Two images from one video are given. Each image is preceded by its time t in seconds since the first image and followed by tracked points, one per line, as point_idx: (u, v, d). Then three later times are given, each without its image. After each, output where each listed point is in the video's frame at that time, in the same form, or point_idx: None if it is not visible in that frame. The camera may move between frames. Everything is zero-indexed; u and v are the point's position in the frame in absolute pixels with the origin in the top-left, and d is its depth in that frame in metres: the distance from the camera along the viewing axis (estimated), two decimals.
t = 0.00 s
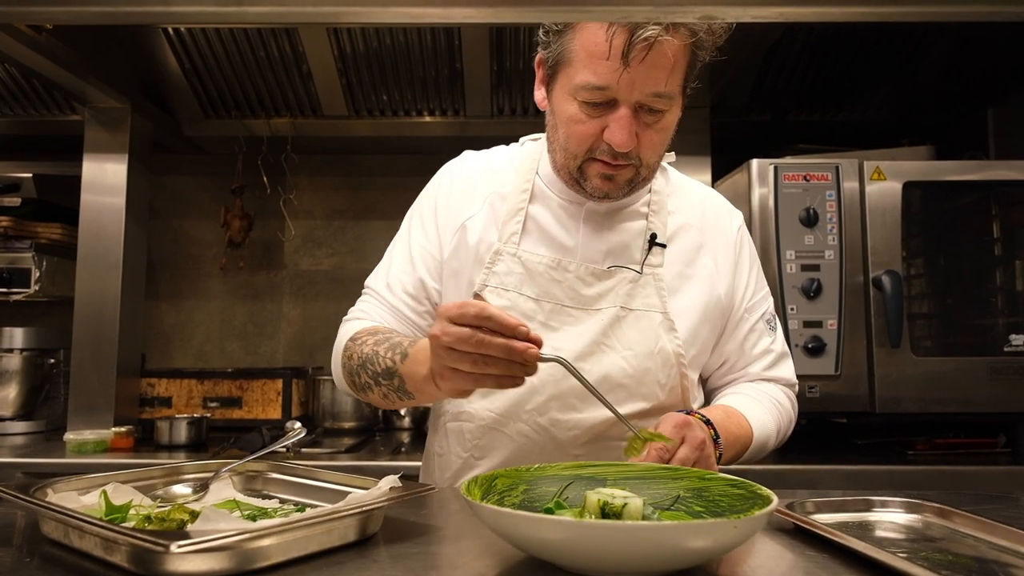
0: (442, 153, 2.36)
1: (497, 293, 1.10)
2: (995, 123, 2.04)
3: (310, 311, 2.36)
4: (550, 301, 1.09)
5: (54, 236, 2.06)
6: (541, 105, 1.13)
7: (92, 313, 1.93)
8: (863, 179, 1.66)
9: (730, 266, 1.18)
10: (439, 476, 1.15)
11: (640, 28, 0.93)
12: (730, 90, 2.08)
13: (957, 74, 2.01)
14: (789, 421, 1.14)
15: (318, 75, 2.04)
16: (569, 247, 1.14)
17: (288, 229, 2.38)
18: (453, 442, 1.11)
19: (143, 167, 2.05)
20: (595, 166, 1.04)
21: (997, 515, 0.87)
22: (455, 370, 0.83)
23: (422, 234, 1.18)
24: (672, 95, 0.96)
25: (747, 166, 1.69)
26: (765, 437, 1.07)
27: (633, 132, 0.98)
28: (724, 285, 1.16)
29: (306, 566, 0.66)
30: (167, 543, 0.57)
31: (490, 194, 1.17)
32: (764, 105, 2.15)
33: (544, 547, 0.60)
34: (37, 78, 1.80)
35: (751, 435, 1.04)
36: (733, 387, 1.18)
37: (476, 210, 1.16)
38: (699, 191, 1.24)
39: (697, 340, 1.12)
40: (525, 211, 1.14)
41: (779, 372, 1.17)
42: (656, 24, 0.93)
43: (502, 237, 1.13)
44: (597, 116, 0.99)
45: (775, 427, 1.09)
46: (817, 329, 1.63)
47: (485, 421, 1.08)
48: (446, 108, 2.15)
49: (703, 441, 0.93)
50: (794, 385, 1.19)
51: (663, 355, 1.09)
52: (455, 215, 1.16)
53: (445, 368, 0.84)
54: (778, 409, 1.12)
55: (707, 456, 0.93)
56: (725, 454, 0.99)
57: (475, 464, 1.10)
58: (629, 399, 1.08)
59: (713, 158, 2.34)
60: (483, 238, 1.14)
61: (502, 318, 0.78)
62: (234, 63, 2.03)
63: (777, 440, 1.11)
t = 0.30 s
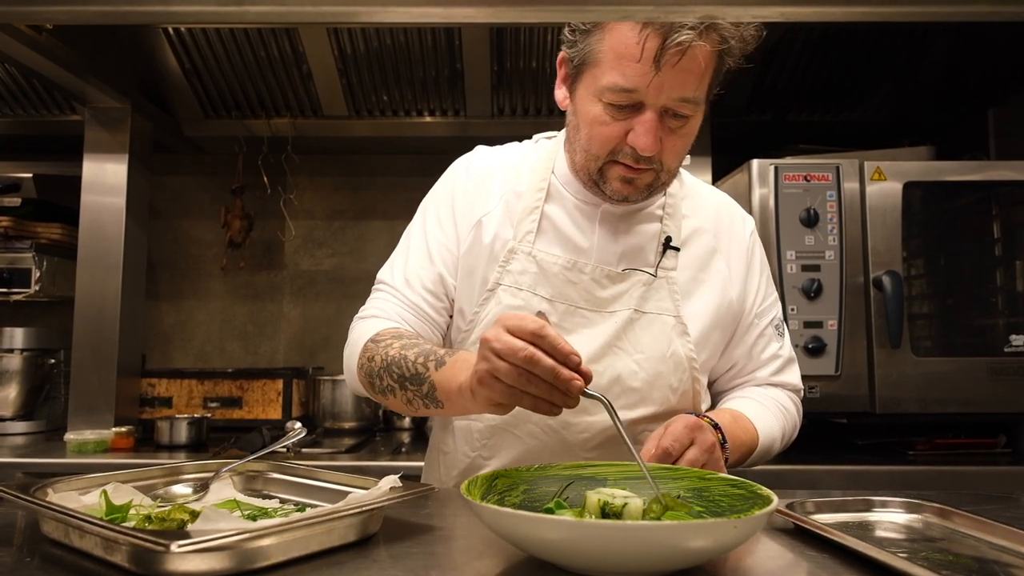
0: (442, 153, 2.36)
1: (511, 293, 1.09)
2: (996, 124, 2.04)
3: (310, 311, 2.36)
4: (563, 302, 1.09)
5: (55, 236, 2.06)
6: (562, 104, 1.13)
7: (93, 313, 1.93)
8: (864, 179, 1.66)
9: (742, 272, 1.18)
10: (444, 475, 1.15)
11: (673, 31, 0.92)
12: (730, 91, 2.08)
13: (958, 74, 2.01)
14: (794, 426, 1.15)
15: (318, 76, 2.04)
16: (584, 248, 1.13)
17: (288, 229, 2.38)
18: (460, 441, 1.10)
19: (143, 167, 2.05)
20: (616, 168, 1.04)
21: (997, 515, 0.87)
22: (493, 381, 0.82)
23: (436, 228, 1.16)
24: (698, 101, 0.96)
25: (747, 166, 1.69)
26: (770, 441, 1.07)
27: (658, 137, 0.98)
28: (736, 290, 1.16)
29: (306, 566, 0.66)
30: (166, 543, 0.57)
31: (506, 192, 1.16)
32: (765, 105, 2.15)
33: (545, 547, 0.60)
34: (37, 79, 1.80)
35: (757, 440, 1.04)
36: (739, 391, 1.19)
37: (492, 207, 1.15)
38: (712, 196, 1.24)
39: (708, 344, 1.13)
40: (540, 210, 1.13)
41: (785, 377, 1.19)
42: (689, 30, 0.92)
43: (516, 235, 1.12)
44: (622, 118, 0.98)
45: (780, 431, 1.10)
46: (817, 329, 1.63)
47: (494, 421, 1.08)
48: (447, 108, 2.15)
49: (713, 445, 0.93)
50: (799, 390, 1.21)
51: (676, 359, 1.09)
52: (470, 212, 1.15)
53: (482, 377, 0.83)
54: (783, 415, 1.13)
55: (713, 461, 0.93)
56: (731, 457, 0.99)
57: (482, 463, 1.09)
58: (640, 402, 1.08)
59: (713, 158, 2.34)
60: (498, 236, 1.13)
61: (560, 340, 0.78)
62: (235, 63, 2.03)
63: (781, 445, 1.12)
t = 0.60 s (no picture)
0: (442, 153, 2.36)
1: (522, 292, 1.10)
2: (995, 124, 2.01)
3: (310, 311, 2.36)
4: (575, 302, 1.10)
5: (55, 236, 2.06)
6: (580, 104, 1.13)
7: (93, 313, 1.93)
8: (864, 179, 1.66)
9: (755, 278, 1.18)
10: (451, 472, 1.15)
11: (696, 35, 0.92)
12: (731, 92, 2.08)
13: (959, 75, 2.01)
14: (801, 432, 1.15)
15: (319, 76, 2.04)
16: (596, 249, 1.13)
17: (288, 229, 2.38)
18: (468, 438, 1.10)
19: (143, 167, 2.05)
20: (632, 170, 1.04)
21: (998, 516, 0.87)
22: (513, 358, 0.81)
23: (448, 223, 1.16)
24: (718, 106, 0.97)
25: (748, 166, 1.69)
26: (776, 446, 1.07)
27: (676, 140, 0.98)
28: (748, 295, 1.16)
29: (306, 566, 0.66)
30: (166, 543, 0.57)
31: (520, 190, 1.16)
32: (766, 105, 2.15)
33: (545, 547, 0.60)
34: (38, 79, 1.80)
35: (761, 445, 1.05)
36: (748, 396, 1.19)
37: (505, 205, 1.15)
38: (727, 200, 1.24)
39: (718, 348, 1.13)
40: (554, 209, 1.13)
41: (794, 384, 1.19)
42: (712, 34, 0.93)
43: (529, 233, 1.12)
44: (641, 121, 0.98)
45: (786, 436, 1.10)
46: (817, 329, 1.63)
47: (503, 420, 1.08)
48: (447, 109, 2.15)
49: (717, 449, 0.94)
50: (808, 397, 1.21)
51: (686, 361, 1.09)
52: (483, 210, 1.15)
53: (504, 353, 0.82)
54: (790, 421, 1.13)
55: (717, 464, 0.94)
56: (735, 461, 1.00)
57: (489, 462, 1.09)
58: (648, 404, 1.08)
59: (713, 158, 2.33)
60: (510, 234, 1.13)
61: (589, 336, 0.77)
62: (235, 63, 2.03)
63: (787, 450, 1.12)
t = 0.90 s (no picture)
0: (442, 153, 2.37)
1: (529, 292, 1.10)
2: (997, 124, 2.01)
3: (310, 311, 2.36)
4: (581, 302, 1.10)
5: (55, 236, 2.06)
6: (587, 103, 1.13)
7: (93, 313, 1.93)
8: (864, 179, 1.66)
9: (761, 280, 1.18)
10: (455, 471, 1.15)
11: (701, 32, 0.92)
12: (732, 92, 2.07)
13: (959, 75, 2.01)
14: (807, 433, 1.15)
15: (319, 76, 2.05)
16: (603, 250, 1.13)
17: (289, 229, 2.38)
18: (473, 438, 1.10)
19: (143, 167, 2.05)
20: (638, 168, 1.04)
21: (997, 516, 0.87)
22: (526, 351, 0.80)
23: (455, 221, 1.16)
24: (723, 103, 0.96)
25: (748, 166, 1.69)
26: (782, 445, 1.07)
27: (682, 138, 0.98)
28: (754, 297, 1.16)
29: (306, 566, 0.66)
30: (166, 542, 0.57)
31: (527, 189, 1.16)
32: (767, 105, 2.15)
33: (545, 546, 0.60)
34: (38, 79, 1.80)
35: (769, 444, 1.05)
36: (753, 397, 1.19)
37: (513, 204, 1.15)
38: (733, 201, 1.24)
39: (723, 349, 1.13)
40: (561, 209, 1.13)
41: (800, 385, 1.19)
42: (717, 31, 0.92)
43: (536, 233, 1.13)
44: (646, 118, 0.98)
45: (792, 436, 1.10)
46: (817, 329, 1.63)
47: (508, 420, 1.08)
48: (447, 109, 2.15)
49: (728, 449, 0.94)
50: (813, 398, 1.21)
51: (692, 363, 1.09)
52: (491, 209, 1.15)
53: (515, 344, 0.81)
54: (796, 421, 1.13)
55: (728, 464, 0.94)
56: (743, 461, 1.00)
57: (494, 461, 1.09)
58: (653, 405, 1.08)
59: (713, 158, 2.33)
60: (517, 234, 1.13)
61: (600, 331, 0.77)
62: (236, 63, 2.04)
63: (793, 450, 1.12)
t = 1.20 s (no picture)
0: (443, 153, 2.36)
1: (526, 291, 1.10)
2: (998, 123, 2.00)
3: (311, 311, 2.36)
4: (577, 300, 1.09)
5: (56, 236, 2.06)
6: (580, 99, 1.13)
7: (93, 313, 1.93)
8: (865, 179, 1.66)
9: (760, 277, 1.19)
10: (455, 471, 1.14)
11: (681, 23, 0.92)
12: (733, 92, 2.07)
13: (959, 75, 2.00)
14: (809, 427, 1.15)
15: (319, 76, 2.05)
16: (599, 247, 1.13)
17: (289, 229, 2.38)
18: (473, 437, 1.10)
19: (144, 167, 2.05)
20: (622, 162, 1.04)
21: (997, 516, 0.87)
22: (447, 292, 0.82)
23: (450, 222, 1.18)
24: (705, 96, 0.96)
25: (749, 166, 1.69)
26: (784, 441, 1.07)
27: (663, 131, 0.98)
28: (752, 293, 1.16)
29: (306, 565, 0.66)
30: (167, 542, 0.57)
31: (523, 190, 1.18)
32: (767, 105, 2.15)
33: (545, 546, 0.60)
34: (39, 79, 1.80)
35: (770, 441, 1.05)
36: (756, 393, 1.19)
37: (509, 206, 1.16)
38: (730, 199, 1.24)
39: (722, 346, 1.13)
40: (556, 208, 1.14)
41: (802, 380, 1.19)
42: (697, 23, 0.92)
43: (531, 232, 1.13)
44: (628, 111, 0.99)
45: (794, 431, 1.10)
46: (817, 329, 1.63)
47: (508, 420, 1.08)
48: (447, 108, 2.15)
49: (723, 450, 0.94)
50: (815, 392, 1.21)
51: (690, 361, 1.08)
52: (486, 210, 1.17)
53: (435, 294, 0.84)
54: (798, 416, 1.13)
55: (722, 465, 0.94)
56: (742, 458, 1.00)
57: (493, 462, 1.09)
58: (653, 403, 1.07)
59: (713, 158, 2.33)
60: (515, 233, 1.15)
61: (500, 249, 0.79)
62: (235, 63, 2.04)
63: (796, 445, 1.12)
